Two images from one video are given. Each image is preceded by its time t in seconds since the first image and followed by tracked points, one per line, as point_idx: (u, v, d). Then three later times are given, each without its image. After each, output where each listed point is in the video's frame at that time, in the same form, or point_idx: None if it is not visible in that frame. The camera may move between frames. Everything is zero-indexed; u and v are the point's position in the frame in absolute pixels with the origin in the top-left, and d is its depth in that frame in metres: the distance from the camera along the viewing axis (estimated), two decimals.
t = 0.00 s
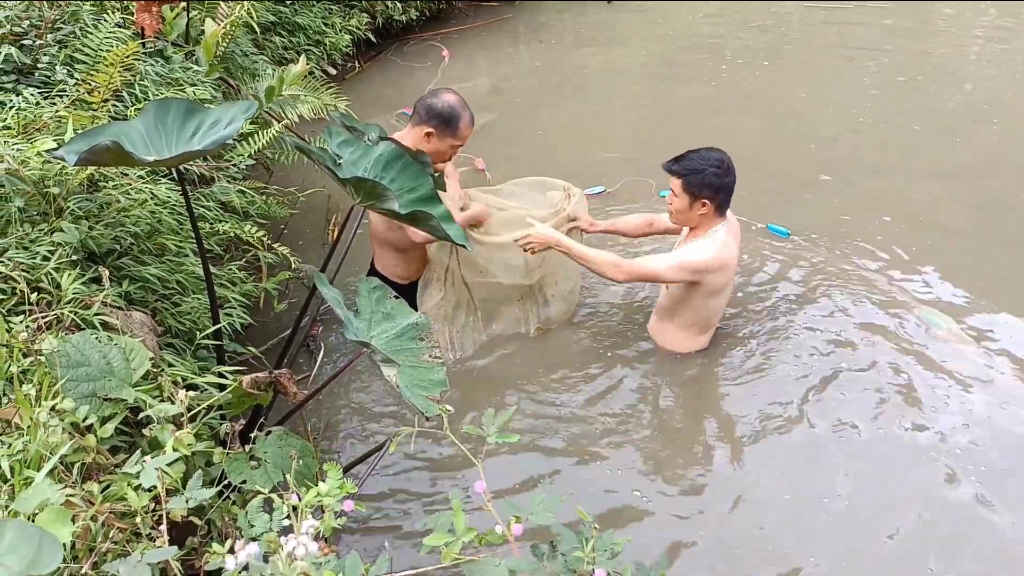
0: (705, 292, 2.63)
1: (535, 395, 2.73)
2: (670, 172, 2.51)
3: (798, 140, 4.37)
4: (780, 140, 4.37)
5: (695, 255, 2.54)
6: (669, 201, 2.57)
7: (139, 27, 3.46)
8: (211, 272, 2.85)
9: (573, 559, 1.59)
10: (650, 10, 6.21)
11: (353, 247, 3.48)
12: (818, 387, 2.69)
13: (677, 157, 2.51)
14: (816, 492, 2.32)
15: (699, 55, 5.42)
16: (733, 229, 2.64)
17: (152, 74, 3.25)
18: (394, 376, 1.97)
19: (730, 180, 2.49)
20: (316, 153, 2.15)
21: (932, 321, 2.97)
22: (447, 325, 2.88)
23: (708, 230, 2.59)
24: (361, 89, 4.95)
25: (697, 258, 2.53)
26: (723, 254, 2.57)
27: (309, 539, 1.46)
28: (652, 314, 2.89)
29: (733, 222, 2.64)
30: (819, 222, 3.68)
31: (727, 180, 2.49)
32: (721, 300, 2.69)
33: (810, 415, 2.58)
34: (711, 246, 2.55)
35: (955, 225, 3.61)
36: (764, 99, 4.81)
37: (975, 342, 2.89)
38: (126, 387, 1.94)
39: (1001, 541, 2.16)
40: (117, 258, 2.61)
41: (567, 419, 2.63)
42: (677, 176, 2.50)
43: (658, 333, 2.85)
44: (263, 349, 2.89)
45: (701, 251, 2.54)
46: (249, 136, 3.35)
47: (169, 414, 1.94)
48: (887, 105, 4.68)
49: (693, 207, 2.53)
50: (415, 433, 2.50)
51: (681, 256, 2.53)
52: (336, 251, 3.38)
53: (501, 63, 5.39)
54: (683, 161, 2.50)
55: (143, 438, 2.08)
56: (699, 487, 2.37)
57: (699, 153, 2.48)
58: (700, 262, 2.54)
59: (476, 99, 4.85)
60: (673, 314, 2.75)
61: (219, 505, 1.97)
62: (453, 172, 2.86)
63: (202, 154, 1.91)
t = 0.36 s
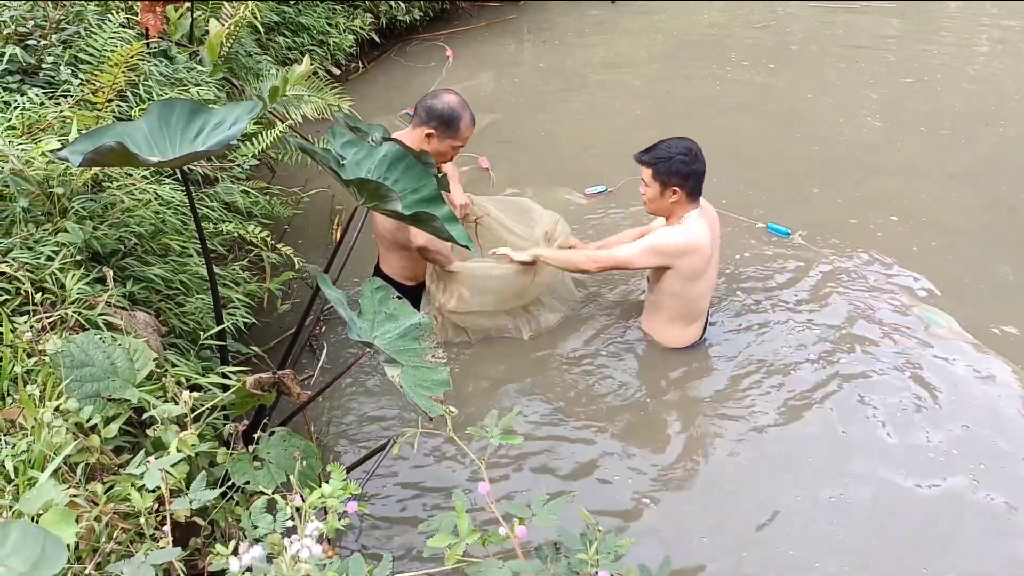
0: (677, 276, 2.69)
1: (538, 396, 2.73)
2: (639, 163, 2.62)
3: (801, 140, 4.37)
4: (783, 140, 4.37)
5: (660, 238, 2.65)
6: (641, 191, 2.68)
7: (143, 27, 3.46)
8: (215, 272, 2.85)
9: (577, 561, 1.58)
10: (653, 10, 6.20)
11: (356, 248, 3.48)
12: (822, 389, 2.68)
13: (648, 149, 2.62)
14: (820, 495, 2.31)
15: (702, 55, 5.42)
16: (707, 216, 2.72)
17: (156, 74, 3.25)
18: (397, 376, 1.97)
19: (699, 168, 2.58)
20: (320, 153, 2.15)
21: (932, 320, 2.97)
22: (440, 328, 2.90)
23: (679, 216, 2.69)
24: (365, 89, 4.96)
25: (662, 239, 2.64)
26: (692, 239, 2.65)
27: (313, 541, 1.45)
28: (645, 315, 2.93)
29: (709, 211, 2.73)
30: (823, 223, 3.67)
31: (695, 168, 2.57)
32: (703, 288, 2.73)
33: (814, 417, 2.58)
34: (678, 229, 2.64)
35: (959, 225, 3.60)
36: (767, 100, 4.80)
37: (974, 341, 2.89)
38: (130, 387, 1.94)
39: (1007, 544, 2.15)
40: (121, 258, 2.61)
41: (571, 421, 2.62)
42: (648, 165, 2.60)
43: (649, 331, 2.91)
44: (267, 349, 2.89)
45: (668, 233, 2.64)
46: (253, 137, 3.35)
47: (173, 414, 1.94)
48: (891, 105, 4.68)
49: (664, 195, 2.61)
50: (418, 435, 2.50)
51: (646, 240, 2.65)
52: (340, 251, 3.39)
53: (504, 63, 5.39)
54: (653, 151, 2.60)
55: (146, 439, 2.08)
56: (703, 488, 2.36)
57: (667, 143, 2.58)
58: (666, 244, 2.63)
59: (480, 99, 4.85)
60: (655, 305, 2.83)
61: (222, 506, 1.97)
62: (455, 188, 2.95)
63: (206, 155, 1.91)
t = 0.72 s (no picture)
0: (668, 268, 2.73)
1: (542, 395, 2.72)
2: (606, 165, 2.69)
3: (805, 139, 4.36)
4: (787, 140, 4.36)
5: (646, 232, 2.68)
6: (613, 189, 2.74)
7: (147, 24, 3.39)
8: (219, 271, 2.85)
9: (581, 561, 1.58)
10: (657, 9, 6.20)
11: (360, 247, 3.48)
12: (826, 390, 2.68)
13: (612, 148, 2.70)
14: (824, 496, 2.31)
15: (706, 54, 5.42)
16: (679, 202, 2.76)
17: (160, 72, 3.25)
18: (401, 375, 1.96)
19: (664, 155, 2.65)
20: (324, 152, 2.14)
21: (931, 318, 2.99)
22: (440, 335, 2.92)
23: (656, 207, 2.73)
24: (368, 88, 4.96)
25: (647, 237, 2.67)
26: (676, 227, 2.68)
27: (317, 541, 1.45)
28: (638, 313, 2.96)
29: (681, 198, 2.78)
30: (828, 222, 3.67)
31: (660, 155, 2.64)
32: (688, 276, 2.77)
33: (818, 417, 2.57)
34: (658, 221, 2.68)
35: (963, 225, 3.59)
36: (771, 99, 4.79)
37: (973, 339, 2.90)
38: (133, 385, 1.94)
39: (1013, 546, 2.14)
40: (125, 257, 2.61)
41: (575, 421, 2.62)
42: (615, 162, 2.67)
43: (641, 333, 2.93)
44: (270, 348, 2.89)
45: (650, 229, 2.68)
46: (256, 135, 3.36)
47: (176, 413, 1.94)
48: (896, 106, 4.67)
49: (637, 187, 2.67)
50: (422, 435, 2.49)
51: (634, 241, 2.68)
52: (344, 249, 3.38)
53: (508, 62, 5.39)
54: (618, 149, 2.68)
55: (150, 437, 2.08)
56: (708, 487, 2.36)
57: (630, 138, 2.66)
58: (653, 238, 2.67)
59: (483, 98, 4.85)
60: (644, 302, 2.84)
61: (226, 504, 1.97)
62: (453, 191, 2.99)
63: (210, 153, 1.91)
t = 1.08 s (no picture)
0: (643, 259, 2.76)
1: (544, 395, 2.72)
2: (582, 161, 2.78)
3: (808, 140, 4.36)
4: (789, 140, 4.36)
5: (621, 223, 2.73)
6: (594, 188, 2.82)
7: (150, 26, 3.51)
8: (222, 271, 2.86)
9: (583, 561, 1.58)
10: (659, 10, 6.20)
11: (362, 246, 3.49)
12: (829, 390, 2.67)
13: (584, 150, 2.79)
14: (827, 496, 2.30)
15: (708, 54, 5.42)
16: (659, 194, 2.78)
17: (163, 73, 3.26)
18: (404, 376, 1.97)
19: (634, 145, 2.70)
20: (327, 153, 2.15)
21: (933, 317, 2.97)
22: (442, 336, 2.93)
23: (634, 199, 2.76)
24: (371, 88, 4.96)
25: (618, 227, 2.72)
26: (648, 218, 2.71)
27: (320, 540, 1.45)
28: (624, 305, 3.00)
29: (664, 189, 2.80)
30: (830, 222, 3.66)
31: (629, 146, 2.70)
32: (667, 267, 2.79)
33: (821, 418, 2.57)
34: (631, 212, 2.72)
35: (965, 226, 3.59)
36: (773, 100, 4.79)
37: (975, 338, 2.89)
38: (136, 385, 1.95)
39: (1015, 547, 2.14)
40: (128, 256, 2.62)
41: (577, 421, 2.61)
42: (588, 162, 2.75)
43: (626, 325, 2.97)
44: (273, 348, 2.90)
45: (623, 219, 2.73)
46: (260, 136, 3.36)
47: (179, 413, 1.94)
48: (898, 107, 4.66)
49: (614, 181, 2.73)
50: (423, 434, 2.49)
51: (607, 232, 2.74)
52: (346, 250, 3.39)
53: (510, 62, 5.39)
54: (589, 149, 2.76)
55: (153, 436, 2.08)
56: (710, 488, 2.36)
57: (602, 134, 2.73)
58: (628, 230, 2.71)
59: (486, 99, 4.85)
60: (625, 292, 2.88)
61: (228, 503, 1.97)
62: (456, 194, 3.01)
63: (212, 153, 1.91)
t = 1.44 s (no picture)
0: (653, 248, 2.71)
1: (546, 395, 2.72)
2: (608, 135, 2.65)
3: (811, 140, 4.36)
4: (792, 140, 4.36)
5: (637, 210, 2.65)
6: (613, 161, 2.71)
7: (155, 26, 3.48)
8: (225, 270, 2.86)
9: (586, 560, 1.58)
10: (663, 10, 6.20)
11: (365, 246, 3.49)
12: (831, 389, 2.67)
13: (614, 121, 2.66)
14: (830, 497, 2.30)
15: (712, 55, 5.41)
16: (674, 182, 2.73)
17: (167, 72, 3.27)
18: (406, 374, 1.96)
19: (666, 130, 2.60)
20: (330, 152, 2.15)
21: (932, 317, 2.97)
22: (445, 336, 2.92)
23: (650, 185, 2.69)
24: (374, 88, 4.97)
25: (635, 216, 2.64)
26: (664, 207, 2.66)
27: (324, 538, 1.45)
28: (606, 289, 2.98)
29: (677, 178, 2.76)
30: (833, 222, 3.66)
31: (661, 130, 2.59)
32: (667, 257, 2.78)
33: (824, 418, 2.56)
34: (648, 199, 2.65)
35: (970, 226, 3.58)
36: (777, 100, 4.79)
37: (974, 337, 2.90)
38: (140, 383, 1.95)
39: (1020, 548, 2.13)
40: (132, 255, 2.62)
41: (579, 421, 2.61)
42: (616, 135, 2.63)
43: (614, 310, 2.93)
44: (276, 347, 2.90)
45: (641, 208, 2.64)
46: (263, 135, 3.37)
47: (183, 411, 1.95)
48: (902, 107, 4.65)
49: (637, 161, 2.63)
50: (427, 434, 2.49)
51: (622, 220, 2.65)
52: (349, 250, 3.40)
53: (513, 62, 5.39)
54: (619, 122, 2.63)
55: (157, 435, 2.09)
56: (713, 487, 2.35)
57: (634, 111, 2.61)
58: (646, 217, 2.63)
59: (489, 99, 4.86)
60: (625, 278, 2.82)
61: (231, 502, 1.98)
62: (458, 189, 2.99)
63: (216, 152, 1.92)
